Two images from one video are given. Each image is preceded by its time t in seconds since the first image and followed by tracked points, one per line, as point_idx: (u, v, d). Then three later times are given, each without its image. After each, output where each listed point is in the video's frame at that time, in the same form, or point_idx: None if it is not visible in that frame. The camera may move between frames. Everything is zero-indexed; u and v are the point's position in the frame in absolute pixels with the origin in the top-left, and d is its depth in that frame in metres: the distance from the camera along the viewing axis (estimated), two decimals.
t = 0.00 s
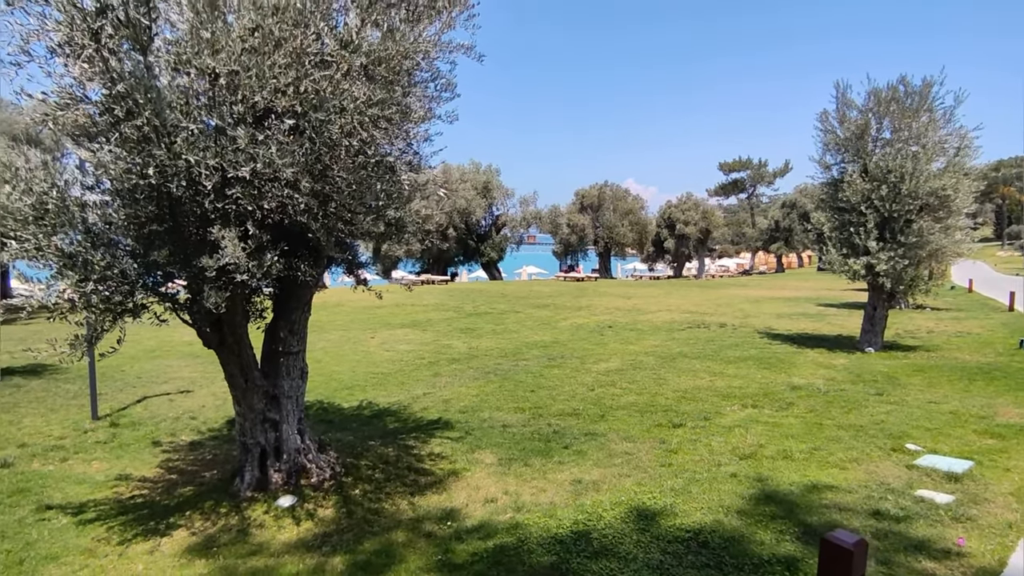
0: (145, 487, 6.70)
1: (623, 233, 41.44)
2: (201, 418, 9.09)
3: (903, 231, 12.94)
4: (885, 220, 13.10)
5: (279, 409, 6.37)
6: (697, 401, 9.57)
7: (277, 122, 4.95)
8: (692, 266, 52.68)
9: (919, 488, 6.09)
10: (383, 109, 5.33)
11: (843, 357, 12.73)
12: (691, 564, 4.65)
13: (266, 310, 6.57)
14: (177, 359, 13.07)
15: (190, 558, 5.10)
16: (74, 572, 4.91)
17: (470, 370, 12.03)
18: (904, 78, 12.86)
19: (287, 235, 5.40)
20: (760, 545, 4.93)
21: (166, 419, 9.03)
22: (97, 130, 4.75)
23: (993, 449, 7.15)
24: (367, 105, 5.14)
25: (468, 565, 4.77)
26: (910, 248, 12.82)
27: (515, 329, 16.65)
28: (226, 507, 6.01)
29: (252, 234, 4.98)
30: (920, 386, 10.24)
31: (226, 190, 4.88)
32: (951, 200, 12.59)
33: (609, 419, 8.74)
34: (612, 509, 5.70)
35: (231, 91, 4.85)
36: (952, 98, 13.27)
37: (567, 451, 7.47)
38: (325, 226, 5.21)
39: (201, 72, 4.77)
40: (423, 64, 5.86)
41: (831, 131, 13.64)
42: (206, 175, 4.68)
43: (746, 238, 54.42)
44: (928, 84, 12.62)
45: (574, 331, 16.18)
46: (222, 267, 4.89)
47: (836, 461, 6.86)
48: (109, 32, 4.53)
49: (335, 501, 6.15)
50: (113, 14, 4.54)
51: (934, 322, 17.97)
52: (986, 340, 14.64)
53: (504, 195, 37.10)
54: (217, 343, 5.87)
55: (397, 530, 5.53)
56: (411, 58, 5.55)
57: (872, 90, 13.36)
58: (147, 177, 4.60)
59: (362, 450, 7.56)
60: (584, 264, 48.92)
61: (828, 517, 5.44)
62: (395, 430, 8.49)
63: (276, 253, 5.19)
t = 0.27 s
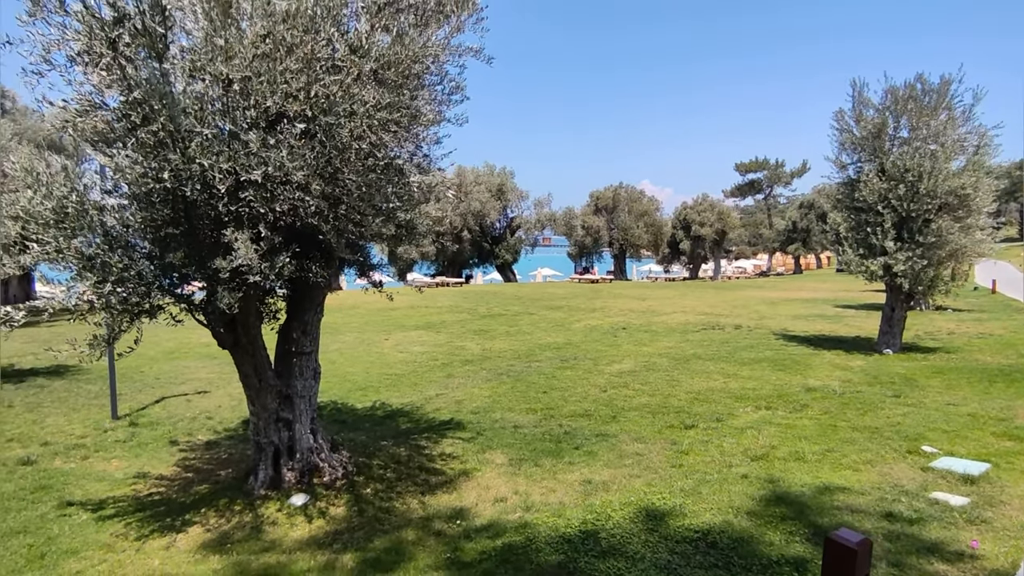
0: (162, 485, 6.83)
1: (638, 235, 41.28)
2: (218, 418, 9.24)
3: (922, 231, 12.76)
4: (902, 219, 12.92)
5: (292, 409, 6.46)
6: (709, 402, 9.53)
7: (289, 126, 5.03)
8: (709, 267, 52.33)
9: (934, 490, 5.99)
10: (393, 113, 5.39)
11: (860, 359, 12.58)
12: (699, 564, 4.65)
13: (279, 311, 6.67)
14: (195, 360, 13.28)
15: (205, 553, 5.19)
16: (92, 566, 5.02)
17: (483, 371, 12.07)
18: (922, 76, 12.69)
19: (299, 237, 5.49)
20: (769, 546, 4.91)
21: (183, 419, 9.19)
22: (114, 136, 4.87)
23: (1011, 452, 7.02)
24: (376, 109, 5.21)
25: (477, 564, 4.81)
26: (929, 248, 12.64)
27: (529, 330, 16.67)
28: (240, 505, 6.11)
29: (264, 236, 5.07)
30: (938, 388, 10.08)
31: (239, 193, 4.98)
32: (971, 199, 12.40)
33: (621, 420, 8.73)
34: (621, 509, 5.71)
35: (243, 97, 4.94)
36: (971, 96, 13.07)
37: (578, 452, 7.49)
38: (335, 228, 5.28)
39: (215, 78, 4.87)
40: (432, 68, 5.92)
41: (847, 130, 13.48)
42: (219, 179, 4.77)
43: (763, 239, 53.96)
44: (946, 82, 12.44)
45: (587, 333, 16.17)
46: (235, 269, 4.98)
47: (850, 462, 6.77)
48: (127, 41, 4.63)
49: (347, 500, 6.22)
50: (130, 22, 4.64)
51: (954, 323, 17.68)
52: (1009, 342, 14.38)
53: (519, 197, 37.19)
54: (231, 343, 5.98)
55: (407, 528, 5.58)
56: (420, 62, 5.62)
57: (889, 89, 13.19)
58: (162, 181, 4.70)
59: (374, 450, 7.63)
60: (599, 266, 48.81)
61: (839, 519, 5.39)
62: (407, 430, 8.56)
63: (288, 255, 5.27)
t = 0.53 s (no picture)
0: (174, 485, 6.92)
1: (650, 237, 41.14)
2: (230, 419, 9.34)
3: (937, 233, 12.60)
4: (917, 222, 12.77)
5: (302, 410, 6.52)
6: (719, 405, 9.47)
7: (298, 130, 5.08)
8: (722, 270, 51.97)
9: (947, 496, 5.84)
10: (400, 117, 5.43)
11: (875, 362, 12.43)
12: (704, 568, 4.62)
13: (289, 313, 6.74)
14: (209, 362, 13.44)
15: (215, 552, 5.25)
16: (105, 564, 5.10)
17: (493, 374, 12.09)
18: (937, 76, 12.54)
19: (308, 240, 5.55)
20: (776, 550, 4.87)
21: (196, 420, 9.30)
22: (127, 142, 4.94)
23: None
24: (383, 113, 5.24)
25: (482, 565, 4.82)
26: (944, 250, 12.49)
27: (539, 333, 16.66)
28: (250, 505, 6.17)
29: (273, 239, 5.13)
30: (954, 392, 9.87)
31: (248, 197, 5.03)
32: (988, 201, 12.22)
33: (630, 423, 8.71)
34: (627, 513, 5.69)
35: (253, 102, 4.99)
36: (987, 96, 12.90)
37: (586, 455, 7.48)
38: (343, 231, 5.33)
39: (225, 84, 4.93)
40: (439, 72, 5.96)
41: (861, 132, 13.34)
42: (229, 183, 4.83)
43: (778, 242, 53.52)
44: (962, 82, 12.29)
45: (598, 336, 16.14)
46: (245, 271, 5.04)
47: (861, 467, 6.65)
48: (139, 48, 4.69)
49: (355, 501, 6.26)
50: (143, 31, 4.72)
51: (973, 327, 17.38)
52: None
53: (531, 200, 37.24)
54: (241, 345, 6.05)
55: (414, 529, 5.61)
56: (428, 67, 5.64)
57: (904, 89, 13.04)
58: (173, 185, 4.77)
59: (383, 452, 7.67)
60: (611, 269, 48.68)
61: (849, 524, 5.30)
62: (416, 432, 8.60)
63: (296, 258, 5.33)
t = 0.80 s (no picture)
0: (181, 488, 6.96)
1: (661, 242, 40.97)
2: (238, 423, 9.38)
3: (951, 238, 12.44)
4: (930, 227, 12.61)
5: (307, 415, 6.53)
6: (728, 412, 9.38)
7: (302, 136, 5.10)
8: (734, 275, 51.63)
9: (959, 506, 5.64)
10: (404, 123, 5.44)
11: (888, 369, 12.26)
12: None
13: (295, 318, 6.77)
14: (219, 366, 13.53)
15: (219, 556, 5.27)
16: (110, 567, 5.13)
17: (500, 379, 12.06)
18: (950, 79, 12.39)
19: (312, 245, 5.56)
20: (782, 560, 4.80)
21: (205, 424, 9.36)
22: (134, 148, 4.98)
23: None
24: (387, 120, 5.25)
25: (483, 572, 4.79)
26: (958, 255, 12.32)
27: (548, 338, 16.61)
28: (255, 509, 6.19)
29: (277, 244, 5.14)
30: (969, 399, 9.67)
31: (253, 203, 5.06)
32: (1004, 205, 11.99)
33: (637, 430, 8.65)
34: (632, 520, 5.64)
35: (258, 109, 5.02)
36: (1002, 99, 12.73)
37: (592, 461, 7.43)
38: (347, 237, 5.33)
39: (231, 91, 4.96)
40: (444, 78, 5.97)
41: (873, 135, 13.21)
42: (234, 189, 4.86)
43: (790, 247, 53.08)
44: (976, 86, 12.14)
45: (607, 341, 16.06)
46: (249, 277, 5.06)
47: (870, 476, 6.46)
48: (147, 56, 4.74)
49: (359, 506, 6.25)
50: (150, 39, 4.77)
51: (989, 333, 17.06)
52: None
53: (541, 206, 37.27)
54: (247, 349, 6.08)
55: (418, 535, 5.60)
56: (432, 73, 5.66)
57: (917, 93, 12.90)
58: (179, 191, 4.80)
59: (388, 457, 7.67)
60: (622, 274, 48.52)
61: (857, 534, 5.18)
62: (423, 437, 8.60)
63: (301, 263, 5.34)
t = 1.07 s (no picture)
0: (184, 494, 6.96)
1: (670, 248, 40.84)
2: (243, 429, 9.40)
3: (963, 245, 12.27)
4: (942, 233, 12.45)
5: (310, 422, 6.52)
6: (735, 421, 9.28)
7: (304, 144, 5.11)
8: (744, 282, 51.32)
9: (969, 518, 5.50)
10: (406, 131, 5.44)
11: (899, 378, 12.09)
12: None
13: (298, 324, 6.77)
14: (226, 371, 13.58)
15: (218, 563, 5.26)
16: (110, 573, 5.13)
17: (506, 386, 12.02)
18: (961, 84, 12.25)
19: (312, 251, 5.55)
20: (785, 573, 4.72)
21: (210, 429, 9.39)
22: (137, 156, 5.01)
23: None
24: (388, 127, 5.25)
25: None
26: (970, 262, 12.17)
27: (555, 345, 16.54)
28: (256, 516, 6.18)
29: (278, 251, 5.14)
30: (982, 408, 9.48)
31: (255, 210, 5.07)
32: (1016, 212, 11.85)
33: (642, 438, 8.57)
34: (634, 531, 5.57)
35: (260, 117, 5.04)
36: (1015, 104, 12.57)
37: (596, 470, 7.36)
38: (348, 244, 5.31)
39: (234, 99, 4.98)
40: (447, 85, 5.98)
41: (883, 141, 13.08)
42: (235, 196, 4.88)
43: (801, 253, 52.68)
44: (987, 91, 11.99)
45: (614, 348, 15.98)
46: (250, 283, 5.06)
47: (878, 487, 6.32)
48: (150, 64, 4.77)
49: (360, 513, 6.23)
50: (153, 48, 4.80)
51: (1004, 342, 16.78)
52: None
53: (550, 212, 37.28)
54: (250, 356, 6.08)
55: (418, 543, 5.56)
56: (435, 80, 5.66)
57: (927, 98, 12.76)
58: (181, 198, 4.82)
59: (391, 464, 7.65)
60: (631, 281, 48.37)
61: (864, 547, 5.04)
62: (427, 444, 8.57)
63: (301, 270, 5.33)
